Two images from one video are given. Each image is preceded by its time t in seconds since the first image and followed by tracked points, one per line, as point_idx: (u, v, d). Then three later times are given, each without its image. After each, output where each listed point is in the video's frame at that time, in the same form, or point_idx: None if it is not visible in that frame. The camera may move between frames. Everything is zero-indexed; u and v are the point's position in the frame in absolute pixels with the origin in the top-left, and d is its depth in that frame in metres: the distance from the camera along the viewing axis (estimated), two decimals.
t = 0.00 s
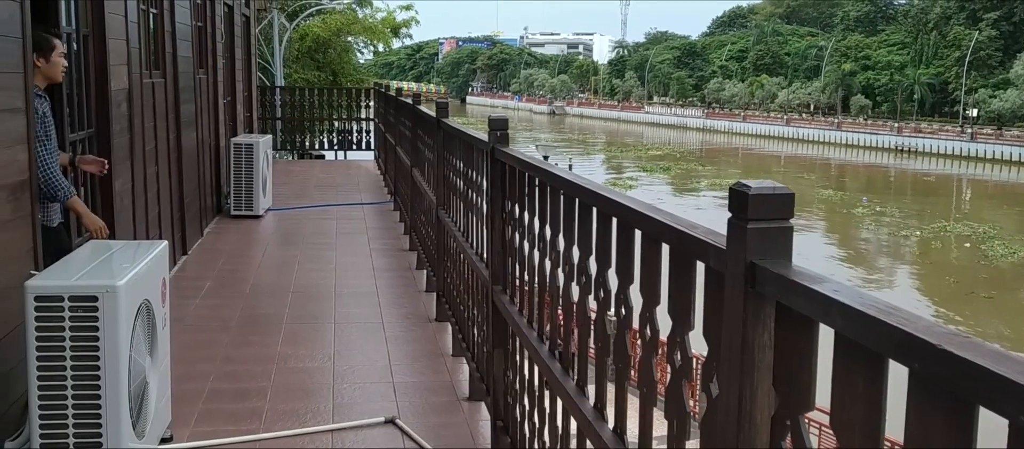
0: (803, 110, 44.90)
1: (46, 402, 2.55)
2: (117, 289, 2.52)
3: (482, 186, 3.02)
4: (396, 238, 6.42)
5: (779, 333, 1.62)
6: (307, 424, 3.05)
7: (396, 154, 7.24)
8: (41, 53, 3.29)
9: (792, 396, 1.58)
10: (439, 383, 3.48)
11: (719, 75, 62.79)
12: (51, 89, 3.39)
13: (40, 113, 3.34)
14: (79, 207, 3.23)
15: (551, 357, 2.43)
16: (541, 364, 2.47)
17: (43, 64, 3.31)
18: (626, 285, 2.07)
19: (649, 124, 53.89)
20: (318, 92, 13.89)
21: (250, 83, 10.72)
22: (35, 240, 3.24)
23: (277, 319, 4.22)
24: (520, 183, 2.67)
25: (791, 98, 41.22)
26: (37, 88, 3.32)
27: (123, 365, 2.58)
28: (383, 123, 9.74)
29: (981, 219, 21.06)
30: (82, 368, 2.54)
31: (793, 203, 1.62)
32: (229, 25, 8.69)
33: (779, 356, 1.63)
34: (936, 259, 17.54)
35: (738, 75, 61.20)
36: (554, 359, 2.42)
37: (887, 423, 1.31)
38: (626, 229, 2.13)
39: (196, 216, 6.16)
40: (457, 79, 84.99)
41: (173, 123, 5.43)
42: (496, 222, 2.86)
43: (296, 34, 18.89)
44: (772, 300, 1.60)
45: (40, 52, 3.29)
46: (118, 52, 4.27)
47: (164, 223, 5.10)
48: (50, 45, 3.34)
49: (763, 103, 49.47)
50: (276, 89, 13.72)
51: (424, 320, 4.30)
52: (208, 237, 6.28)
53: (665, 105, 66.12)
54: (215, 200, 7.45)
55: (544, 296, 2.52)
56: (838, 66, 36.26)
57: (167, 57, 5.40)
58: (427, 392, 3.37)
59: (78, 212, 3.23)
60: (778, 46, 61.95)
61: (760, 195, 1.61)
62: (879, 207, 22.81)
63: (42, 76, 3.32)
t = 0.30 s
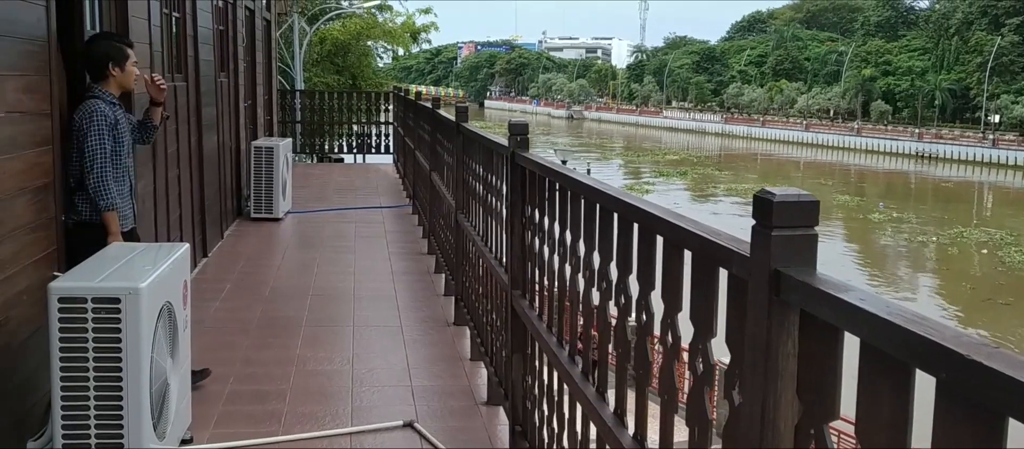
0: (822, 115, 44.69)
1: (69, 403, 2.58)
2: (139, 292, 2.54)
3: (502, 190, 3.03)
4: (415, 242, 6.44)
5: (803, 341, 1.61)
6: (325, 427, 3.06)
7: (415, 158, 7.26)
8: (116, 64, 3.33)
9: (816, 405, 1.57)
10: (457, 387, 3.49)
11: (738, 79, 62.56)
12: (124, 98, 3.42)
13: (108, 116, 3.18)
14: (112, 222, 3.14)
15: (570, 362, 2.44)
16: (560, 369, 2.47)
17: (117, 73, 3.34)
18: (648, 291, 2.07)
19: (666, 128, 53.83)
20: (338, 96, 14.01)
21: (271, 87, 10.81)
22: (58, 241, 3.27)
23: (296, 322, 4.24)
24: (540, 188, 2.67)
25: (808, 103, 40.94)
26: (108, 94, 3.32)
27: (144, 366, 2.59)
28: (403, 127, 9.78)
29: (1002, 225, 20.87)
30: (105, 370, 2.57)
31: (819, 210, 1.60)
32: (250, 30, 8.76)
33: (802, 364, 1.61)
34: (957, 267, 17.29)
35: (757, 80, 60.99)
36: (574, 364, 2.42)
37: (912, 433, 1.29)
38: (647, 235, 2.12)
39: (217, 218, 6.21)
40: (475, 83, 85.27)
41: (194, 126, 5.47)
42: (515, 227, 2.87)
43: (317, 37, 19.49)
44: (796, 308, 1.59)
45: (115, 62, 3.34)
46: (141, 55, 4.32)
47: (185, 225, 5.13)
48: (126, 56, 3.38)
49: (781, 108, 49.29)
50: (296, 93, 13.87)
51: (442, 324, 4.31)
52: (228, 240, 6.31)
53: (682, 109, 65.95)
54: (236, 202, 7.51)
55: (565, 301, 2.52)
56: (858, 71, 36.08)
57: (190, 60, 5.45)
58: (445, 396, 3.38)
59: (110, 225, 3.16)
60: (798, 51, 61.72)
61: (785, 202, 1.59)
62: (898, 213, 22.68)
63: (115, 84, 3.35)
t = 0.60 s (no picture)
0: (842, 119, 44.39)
1: (90, 403, 2.59)
2: (160, 292, 2.56)
3: (522, 193, 3.03)
4: (433, 245, 6.43)
5: (828, 347, 1.58)
6: (343, 429, 3.07)
7: (433, 161, 7.26)
8: (203, 68, 3.62)
9: (841, 411, 1.54)
10: (475, 391, 3.49)
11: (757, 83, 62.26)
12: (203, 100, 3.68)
13: (176, 116, 3.40)
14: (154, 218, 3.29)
15: (590, 366, 2.42)
16: (580, 372, 2.47)
17: (202, 77, 3.63)
18: (670, 295, 2.06)
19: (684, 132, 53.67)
20: (358, 99, 14.09)
21: (291, 89, 10.86)
22: (82, 238, 3.30)
23: (315, 323, 4.25)
24: (560, 191, 2.67)
25: (827, 108, 40.45)
26: (186, 95, 3.56)
27: (166, 368, 2.61)
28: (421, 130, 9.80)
29: None
30: (128, 372, 2.58)
31: (846, 215, 1.58)
32: (271, 32, 8.81)
33: (827, 371, 1.59)
34: (977, 276, 17.00)
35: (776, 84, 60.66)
36: (594, 369, 2.41)
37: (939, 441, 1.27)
38: (669, 238, 2.12)
39: (236, 220, 6.25)
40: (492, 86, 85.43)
41: (214, 127, 5.49)
42: (535, 231, 2.87)
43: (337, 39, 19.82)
44: (821, 314, 1.56)
45: (203, 67, 3.62)
46: (163, 58, 4.35)
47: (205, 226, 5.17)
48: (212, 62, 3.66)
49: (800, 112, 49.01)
50: (316, 95, 13.97)
51: (460, 327, 4.31)
52: (249, 241, 6.36)
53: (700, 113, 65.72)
54: (255, 204, 7.55)
55: (584, 304, 2.52)
56: (878, 75, 35.83)
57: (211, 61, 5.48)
58: (464, 399, 3.38)
59: (154, 222, 3.34)
60: (819, 55, 61.33)
61: (810, 207, 1.57)
62: (919, 219, 22.47)
63: (196, 87, 3.61)
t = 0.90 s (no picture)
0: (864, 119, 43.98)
1: (112, 401, 2.61)
2: (184, 290, 2.58)
3: (543, 193, 3.04)
4: (453, 245, 6.45)
5: (853, 350, 1.56)
6: (362, 429, 3.09)
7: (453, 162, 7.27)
8: (273, 70, 3.57)
9: (867, 414, 1.52)
10: (496, 391, 3.50)
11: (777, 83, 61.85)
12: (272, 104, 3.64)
13: (253, 121, 3.30)
14: (240, 223, 3.27)
15: (611, 366, 2.42)
16: (601, 373, 2.46)
17: (271, 77, 3.58)
18: (692, 296, 2.05)
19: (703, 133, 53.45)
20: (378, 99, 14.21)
21: (312, 91, 10.97)
22: (105, 237, 3.33)
23: (335, 323, 4.29)
24: (581, 191, 2.67)
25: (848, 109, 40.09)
26: (256, 96, 3.50)
27: (188, 366, 2.63)
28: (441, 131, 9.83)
29: None
30: (150, 370, 2.60)
31: (872, 216, 1.56)
32: (293, 33, 8.88)
33: (853, 374, 1.56)
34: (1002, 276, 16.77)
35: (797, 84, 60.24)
36: (615, 370, 2.41)
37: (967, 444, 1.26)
38: (692, 239, 2.10)
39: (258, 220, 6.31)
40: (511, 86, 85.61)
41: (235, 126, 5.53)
42: (556, 231, 2.87)
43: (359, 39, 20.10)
44: (848, 316, 1.54)
45: (272, 69, 3.57)
46: (186, 58, 4.38)
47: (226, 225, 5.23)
48: (281, 64, 3.63)
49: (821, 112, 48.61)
50: (336, 96, 14.10)
51: (480, 327, 4.32)
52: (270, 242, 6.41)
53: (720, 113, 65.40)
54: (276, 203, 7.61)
55: (605, 304, 2.51)
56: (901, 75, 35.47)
57: (234, 62, 5.53)
58: (484, 400, 3.38)
59: (241, 224, 3.30)
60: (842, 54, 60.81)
61: (835, 209, 1.56)
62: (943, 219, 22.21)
63: (264, 88, 3.57)
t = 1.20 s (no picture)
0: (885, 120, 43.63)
1: (138, 400, 2.63)
2: (209, 290, 2.59)
3: (565, 195, 3.04)
4: (474, 246, 6.46)
5: (883, 354, 1.52)
6: (385, 428, 3.12)
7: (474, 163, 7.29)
8: (345, 74, 3.66)
9: (896, 419, 1.49)
10: (518, 392, 3.51)
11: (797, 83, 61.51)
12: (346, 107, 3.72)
13: (340, 126, 3.46)
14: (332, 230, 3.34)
15: (635, 369, 2.41)
16: (624, 376, 2.45)
17: (342, 82, 3.67)
18: (717, 299, 2.04)
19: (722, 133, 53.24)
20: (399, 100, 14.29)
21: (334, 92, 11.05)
22: (131, 238, 3.36)
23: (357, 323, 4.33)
24: (605, 193, 2.67)
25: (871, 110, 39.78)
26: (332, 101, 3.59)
27: (213, 367, 2.64)
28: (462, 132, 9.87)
29: None
30: (176, 370, 2.62)
31: (902, 220, 1.52)
32: (315, 35, 8.94)
33: (882, 378, 1.52)
34: None
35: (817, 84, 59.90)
36: (639, 372, 2.40)
37: None
38: (718, 241, 2.09)
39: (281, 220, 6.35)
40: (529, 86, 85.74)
41: (258, 127, 5.56)
42: (578, 233, 2.88)
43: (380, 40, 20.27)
44: (877, 321, 1.50)
45: (343, 73, 3.66)
46: (211, 59, 4.42)
47: (250, 226, 5.27)
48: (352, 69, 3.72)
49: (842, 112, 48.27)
50: (358, 97, 14.21)
51: (501, 328, 4.34)
52: (290, 242, 6.48)
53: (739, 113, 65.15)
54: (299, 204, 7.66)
55: (629, 307, 2.50)
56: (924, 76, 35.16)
57: (257, 63, 5.57)
58: (506, 400, 3.40)
59: (331, 232, 3.36)
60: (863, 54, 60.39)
61: (865, 212, 1.51)
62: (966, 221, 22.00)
63: (338, 92, 3.67)
